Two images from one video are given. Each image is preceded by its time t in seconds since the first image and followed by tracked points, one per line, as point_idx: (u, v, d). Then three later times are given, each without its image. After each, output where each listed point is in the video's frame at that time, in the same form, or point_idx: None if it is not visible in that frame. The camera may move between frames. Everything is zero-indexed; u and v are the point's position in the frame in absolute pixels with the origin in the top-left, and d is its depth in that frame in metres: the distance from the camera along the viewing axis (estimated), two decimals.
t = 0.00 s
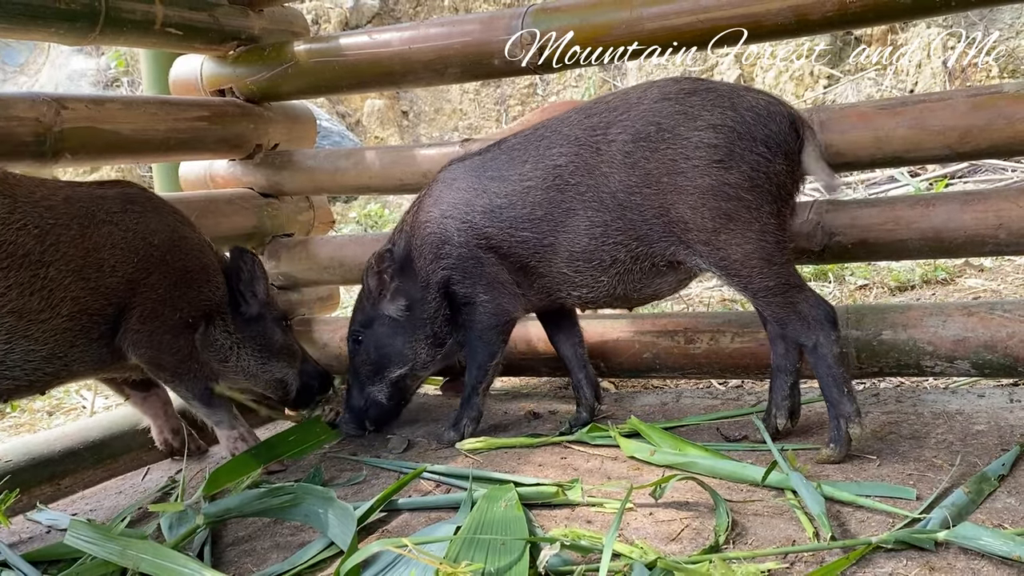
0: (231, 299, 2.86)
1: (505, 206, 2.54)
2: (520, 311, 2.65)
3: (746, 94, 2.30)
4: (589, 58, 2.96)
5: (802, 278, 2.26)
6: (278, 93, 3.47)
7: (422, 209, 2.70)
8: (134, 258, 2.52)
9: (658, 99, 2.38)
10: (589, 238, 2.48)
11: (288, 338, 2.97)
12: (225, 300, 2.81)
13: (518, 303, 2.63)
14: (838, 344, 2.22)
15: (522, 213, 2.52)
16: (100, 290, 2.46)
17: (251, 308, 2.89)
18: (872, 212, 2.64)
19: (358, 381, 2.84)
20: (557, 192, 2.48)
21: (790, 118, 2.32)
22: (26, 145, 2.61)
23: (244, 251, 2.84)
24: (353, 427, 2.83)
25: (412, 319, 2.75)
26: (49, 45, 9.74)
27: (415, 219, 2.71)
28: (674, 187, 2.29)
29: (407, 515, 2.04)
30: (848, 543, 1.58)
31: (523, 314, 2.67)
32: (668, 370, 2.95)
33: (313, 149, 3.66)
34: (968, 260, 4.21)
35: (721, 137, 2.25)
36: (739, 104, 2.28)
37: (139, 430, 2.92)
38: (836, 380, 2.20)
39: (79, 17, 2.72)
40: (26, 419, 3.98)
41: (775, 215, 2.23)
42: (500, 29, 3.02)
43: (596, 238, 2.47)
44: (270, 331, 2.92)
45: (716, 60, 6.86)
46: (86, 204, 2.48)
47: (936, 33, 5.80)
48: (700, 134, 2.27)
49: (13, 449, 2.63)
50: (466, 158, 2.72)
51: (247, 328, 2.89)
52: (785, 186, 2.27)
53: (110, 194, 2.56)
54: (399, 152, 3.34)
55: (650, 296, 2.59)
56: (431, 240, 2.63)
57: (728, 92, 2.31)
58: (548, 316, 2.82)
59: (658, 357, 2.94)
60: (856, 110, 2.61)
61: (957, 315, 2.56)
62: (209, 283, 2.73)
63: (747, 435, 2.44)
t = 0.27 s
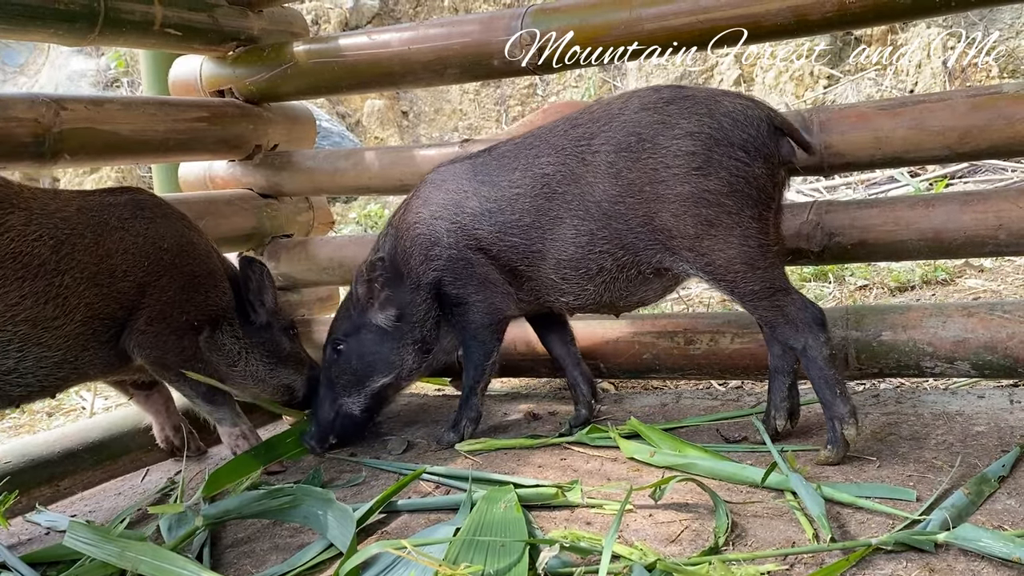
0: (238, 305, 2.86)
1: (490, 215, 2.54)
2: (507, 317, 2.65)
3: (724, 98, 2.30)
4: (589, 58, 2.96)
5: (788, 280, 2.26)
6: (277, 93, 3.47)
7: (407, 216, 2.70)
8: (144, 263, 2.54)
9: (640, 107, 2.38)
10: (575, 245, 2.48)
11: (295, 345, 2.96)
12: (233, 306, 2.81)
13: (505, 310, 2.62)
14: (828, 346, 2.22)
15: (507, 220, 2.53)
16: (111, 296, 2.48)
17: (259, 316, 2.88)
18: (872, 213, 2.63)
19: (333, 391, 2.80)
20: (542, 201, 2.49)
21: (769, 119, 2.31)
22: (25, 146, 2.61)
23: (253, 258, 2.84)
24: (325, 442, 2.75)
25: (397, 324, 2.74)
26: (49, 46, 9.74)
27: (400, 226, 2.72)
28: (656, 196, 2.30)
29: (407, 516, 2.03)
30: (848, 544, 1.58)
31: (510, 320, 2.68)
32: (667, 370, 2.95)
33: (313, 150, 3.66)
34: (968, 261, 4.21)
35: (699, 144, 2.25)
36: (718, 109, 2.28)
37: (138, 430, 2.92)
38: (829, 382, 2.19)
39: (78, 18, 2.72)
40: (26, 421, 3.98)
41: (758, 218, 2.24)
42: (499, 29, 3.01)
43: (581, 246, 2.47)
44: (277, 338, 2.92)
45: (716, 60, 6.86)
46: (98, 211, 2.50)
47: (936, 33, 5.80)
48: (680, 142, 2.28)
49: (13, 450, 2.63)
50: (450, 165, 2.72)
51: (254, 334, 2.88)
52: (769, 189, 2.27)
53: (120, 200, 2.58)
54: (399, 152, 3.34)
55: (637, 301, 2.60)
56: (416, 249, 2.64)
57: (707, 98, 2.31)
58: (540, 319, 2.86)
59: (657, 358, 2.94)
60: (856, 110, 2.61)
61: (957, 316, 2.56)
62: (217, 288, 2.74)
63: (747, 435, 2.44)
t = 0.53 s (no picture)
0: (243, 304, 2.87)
1: (483, 209, 2.54)
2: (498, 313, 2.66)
3: (724, 99, 2.31)
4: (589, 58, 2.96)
5: (781, 277, 2.27)
6: (277, 93, 3.47)
7: (398, 210, 2.70)
8: (154, 262, 2.55)
9: (640, 105, 2.38)
10: (567, 240, 2.47)
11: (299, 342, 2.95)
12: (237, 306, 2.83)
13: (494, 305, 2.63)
14: (820, 342, 2.22)
15: (499, 214, 2.52)
16: (122, 295, 2.49)
17: (262, 315, 2.89)
18: (871, 212, 2.63)
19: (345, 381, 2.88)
20: (535, 194, 2.48)
21: (767, 119, 2.32)
22: (25, 145, 2.61)
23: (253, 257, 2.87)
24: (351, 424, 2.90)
25: (387, 319, 2.77)
26: (49, 46, 9.74)
27: (392, 219, 2.72)
28: (655, 192, 2.30)
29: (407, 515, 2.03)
30: (847, 543, 1.58)
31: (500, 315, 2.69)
32: (667, 370, 2.94)
33: (313, 149, 3.66)
34: (968, 260, 4.21)
35: (700, 143, 2.26)
36: (717, 109, 2.29)
37: (138, 430, 2.92)
38: (823, 378, 2.20)
39: (78, 18, 2.72)
40: (26, 421, 3.98)
41: (756, 215, 2.26)
42: (499, 29, 3.01)
43: (574, 240, 2.46)
44: (280, 336, 2.92)
45: (716, 60, 6.86)
46: (107, 211, 2.51)
47: (936, 33, 5.80)
48: (680, 141, 2.28)
49: (13, 450, 2.63)
50: (444, 160, 2.71)
51: (257, 332, 2.88)
52: (765, 189, 2.29)
53: (128, 201, 2.59)
54: (399, 152, 3.34)
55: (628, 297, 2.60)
56: (408, 243, 2.63)
57: (706, 98, 2.32)
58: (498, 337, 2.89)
59: (657, 357, 2.93)
60: (855, 110, 2.61)
61: (957, 316, 2.56)
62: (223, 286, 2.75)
63: (747, 435, 2.44)
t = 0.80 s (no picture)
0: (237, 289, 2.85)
1: (481, 209, 2.54)
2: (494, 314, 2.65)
3: (719, 103, 2.31)
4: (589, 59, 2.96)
5: (774, 279, 2.27)
6: (277, 94, 3.47)
7: (399, 210, 2.70)
8: (149, 259, 2.54)
9: (638, 107, 2.38)
10: (564, 240, 2.47)
11: (286, 329, 2.97)
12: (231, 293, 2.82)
13: (489, 307, 2.63)
14: (812, 341, 2.23)
15: (497, 215, 2.52)
16: (117, 292, 2.48)
17: (256, 296, 2.89)
18: (872, 213, 2.63)
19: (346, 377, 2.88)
20: (532, 195, 2.48)
21: (762, 124, 2.32)
22: (25, 147, 2.60)
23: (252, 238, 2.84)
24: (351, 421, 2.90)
25: (389, 317, 2.79)
26: (49, 47, 9.73)
27: (393, 219, 2.73)
28: (651, 194, 2.30)
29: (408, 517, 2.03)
30: (849, 545, 1.57)
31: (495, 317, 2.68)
32: (667, 371, 2.94)
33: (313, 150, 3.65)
34: (968, 261, 4.21)
35: (696, 146, 2.26)
36: (714, 113, 2.29)
37: (138, 432, 2.91)
38: (818, 377, 2.19)
39: (78, 19, 2.72)
40: (26, 422, 3.98)
41: (748, 219, 2.25)
42: (500, 30, 3.01)
43: (570, 241, 2.46)
44: (269, 322, 2.93)
45: (716, 60, 6.86)
46: (102, 202, 2.48)
47: (936, 33, 5.79)
48: (676, 143, 2.28)
49: (13, 452, 2.63)
50: (444, 161, 2.71)
51: (249, 319, 2.88)
52: (761, 191, 2.28)
53: (122, 193, 2.56)
54: (399, 153, 3.34)
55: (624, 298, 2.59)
56: (407, 243, 2.64)
57: (703, 101, 2.32)
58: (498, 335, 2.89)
59: (658, 358, 2.93)
60: (856, 111, 2.61)
61: (958, 317, 2.55)
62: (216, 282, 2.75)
63: (748, 436, 2.44)
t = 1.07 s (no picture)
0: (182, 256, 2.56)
1: (488, 212, 2.53)
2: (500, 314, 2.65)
3: (728, 105, 2.31)
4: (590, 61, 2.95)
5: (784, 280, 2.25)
6: (277, 97, 3.46)
7: (404, 213, 2.69)
8: (76, 267, 2.23)
9: (646, 110, 2.37)
10: (572, 243, 2.46)
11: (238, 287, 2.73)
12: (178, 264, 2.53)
13: (495, 309, 2.62)
14: (820, 346, 2.21)
15: (505, 218, 2.52)
16: (37, 302, 2.17)
17: (207, 261, 2.61)
18: (874, 216, 2.62)
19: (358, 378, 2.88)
20: (540, 198, 2.47)
21: (771, 125, 2.32)
22: (25, 150, 2.60)
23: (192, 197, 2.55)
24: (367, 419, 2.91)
25: (395, 320, 2.77)
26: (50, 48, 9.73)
27: (399, 222, 2.71)
28: (659, 196, 2.29)
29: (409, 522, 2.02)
30: (852, 550, 1.56)
31: (501, 318, 2.68)
32: (668, 374, 2.94)
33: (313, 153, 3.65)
34: (969, 262, 4.21)
35: (706, 147, 2.25)
36: (722, 115, 2.29)
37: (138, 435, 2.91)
38: (825, 383, 2.18)
39: (78, 22, 2.71)
40: (26, 424, 3.97)
41: (759, 219, 2.24)
42: (500, 32, 3.01)
43: (578, 243, 2.46)
44: (227, 285, 2.68)
45: (716, 61, 6.86)
46: (24, 198, 2.22)
47: (937, 34, 5.79)
48: (685, 145, 2.27)
49: (13, 456, 2.62)
50: (449, 164, 2.70)
51: (200, 288, 2.60)
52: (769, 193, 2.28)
53: (47, 189, 2.28)
54: (399, 155, 3.33)
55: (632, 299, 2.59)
56: (413, 246, 2.63)
57: (710, 103, 2.31)
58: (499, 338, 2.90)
59: (659, 361, 2.92)
60: (858, 114, 2.60)
61: (960, 320, 2.55)
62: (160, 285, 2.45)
63: (749, 440, 2.43)
